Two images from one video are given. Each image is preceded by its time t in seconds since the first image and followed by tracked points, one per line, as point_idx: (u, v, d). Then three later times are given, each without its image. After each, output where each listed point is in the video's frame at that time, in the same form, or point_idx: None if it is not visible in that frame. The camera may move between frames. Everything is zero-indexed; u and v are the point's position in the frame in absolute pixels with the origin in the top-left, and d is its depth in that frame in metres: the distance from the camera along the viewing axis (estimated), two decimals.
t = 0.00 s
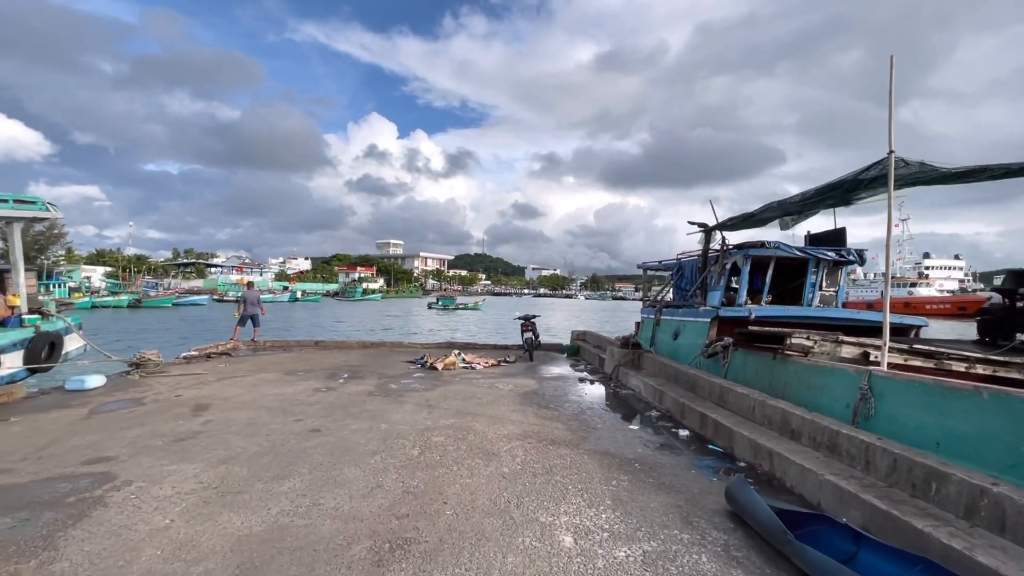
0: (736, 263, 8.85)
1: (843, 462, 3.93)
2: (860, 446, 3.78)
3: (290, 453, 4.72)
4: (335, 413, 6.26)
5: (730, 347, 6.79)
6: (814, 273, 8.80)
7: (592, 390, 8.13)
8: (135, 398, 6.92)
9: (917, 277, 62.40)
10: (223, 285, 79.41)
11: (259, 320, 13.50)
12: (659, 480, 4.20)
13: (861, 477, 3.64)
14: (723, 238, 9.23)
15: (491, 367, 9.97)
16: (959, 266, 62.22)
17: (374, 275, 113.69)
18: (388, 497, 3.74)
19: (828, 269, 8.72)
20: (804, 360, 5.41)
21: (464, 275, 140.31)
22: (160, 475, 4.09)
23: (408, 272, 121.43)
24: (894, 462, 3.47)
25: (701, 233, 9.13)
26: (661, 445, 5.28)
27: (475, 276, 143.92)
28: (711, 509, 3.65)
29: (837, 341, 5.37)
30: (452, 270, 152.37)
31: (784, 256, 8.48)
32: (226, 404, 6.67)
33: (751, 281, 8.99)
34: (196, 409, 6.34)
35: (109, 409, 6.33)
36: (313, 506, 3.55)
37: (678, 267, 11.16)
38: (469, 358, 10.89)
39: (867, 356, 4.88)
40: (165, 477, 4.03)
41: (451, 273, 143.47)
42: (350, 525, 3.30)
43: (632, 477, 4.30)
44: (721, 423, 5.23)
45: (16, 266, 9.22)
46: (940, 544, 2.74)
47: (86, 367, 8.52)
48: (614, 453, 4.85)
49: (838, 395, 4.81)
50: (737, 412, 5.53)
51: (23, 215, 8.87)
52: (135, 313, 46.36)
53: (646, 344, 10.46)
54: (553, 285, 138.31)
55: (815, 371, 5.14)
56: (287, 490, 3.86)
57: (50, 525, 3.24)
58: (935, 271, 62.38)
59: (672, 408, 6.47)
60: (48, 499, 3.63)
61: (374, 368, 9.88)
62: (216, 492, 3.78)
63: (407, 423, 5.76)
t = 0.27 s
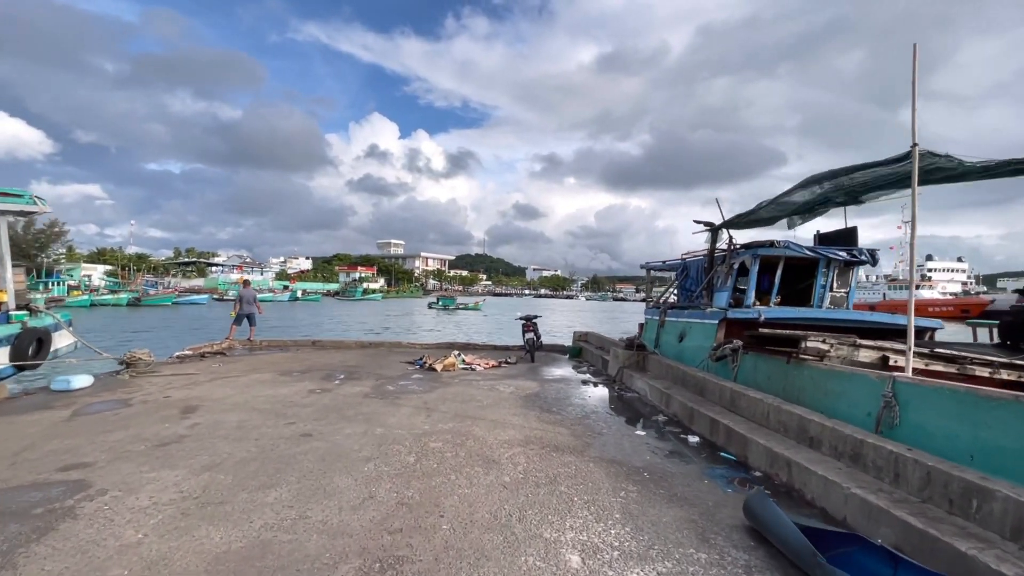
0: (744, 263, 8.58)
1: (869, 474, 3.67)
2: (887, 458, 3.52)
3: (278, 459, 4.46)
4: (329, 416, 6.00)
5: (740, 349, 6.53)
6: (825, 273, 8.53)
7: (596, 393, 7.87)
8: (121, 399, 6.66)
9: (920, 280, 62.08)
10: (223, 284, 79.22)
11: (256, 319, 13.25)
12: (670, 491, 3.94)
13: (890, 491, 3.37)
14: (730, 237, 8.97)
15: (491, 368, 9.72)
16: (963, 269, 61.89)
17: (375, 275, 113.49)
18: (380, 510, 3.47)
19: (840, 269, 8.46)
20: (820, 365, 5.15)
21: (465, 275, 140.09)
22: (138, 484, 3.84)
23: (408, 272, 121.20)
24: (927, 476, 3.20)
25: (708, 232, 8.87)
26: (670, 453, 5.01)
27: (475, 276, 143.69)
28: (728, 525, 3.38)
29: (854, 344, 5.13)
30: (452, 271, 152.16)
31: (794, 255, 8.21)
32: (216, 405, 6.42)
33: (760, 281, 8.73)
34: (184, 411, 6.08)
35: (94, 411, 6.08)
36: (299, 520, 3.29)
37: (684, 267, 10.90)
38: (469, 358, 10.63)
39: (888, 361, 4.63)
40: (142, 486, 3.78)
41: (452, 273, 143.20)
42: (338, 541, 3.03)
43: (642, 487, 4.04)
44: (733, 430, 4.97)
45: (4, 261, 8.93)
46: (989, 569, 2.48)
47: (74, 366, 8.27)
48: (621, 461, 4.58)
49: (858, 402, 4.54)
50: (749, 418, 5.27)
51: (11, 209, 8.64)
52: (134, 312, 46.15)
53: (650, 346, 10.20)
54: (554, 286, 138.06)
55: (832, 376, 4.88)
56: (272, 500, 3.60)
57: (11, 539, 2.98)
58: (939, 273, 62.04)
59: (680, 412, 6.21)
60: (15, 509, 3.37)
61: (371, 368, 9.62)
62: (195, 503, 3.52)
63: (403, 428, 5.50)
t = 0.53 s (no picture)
0: (753, 263, 8.30)
1: (900, 492, 3.40)
2: (921, 476, 3.25)
3: (265, 470, 4.20)
4: (322, 423, 5.73)
5: (751, 354, 6.25)
6: (837, 274, 8.25)
7: (600, 398, 7.59)
8: (107, 403, 6.40)
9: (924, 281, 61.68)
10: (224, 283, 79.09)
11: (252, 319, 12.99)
12: (684, 509, 3.67)
13: (927, 513, 3.10)
14: (738, 237, 8.69)
15: (492, 371, 9.44)
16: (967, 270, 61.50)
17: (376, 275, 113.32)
18: (371, 530, 3.20)
19: (852, 270, 8.18)
20: (839, 372, 4.88)
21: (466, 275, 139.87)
22: (112, 499, 3.57)
23: (410, 272, 121.00)
24: (968, 497, 2.94)
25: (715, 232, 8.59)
26: (681, 464, 4.74)
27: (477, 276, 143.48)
28: (750, 549, 3.10)
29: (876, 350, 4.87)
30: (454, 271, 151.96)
31: (805, 256, 7.92)
32: (205, 410, 6.16)
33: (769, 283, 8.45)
34: (171, 417, 5.82)
35: (77, 416, 5.81)
36: (282, 541, 3.02)
37: (690, 267, 10.62)
38: (469, 361, 10.36)
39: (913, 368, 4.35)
40: (117, 502, 3.51)
41: (453, 273, 142.93)
42: (322, 568, 2.76)
43: (653, 503, 3.77)
44: (748, 441, 4.69)
45: None
46: None
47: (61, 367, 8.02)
48: (630, 474, 4.31)
49: (882, 413, 4.28)
50: (764, 428, 5.00)
51: None
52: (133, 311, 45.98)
53: (656, 348, 9.92)
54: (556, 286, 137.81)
55: (853, 384, 4.61)
56: (255, 518, 3.33)
57: None
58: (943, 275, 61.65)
59: (690, 419, 5.93)
60: None
61: (369, 371, 9.36)
62: (171, 521, 3.25)
63: (399, 436, 5.23)
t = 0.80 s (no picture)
0: (762, 262, 8.02)
1: (934, 507, 3.14)
2: (959, 491, 2.99)
3: (251, 480, 3.95)
4: (314, 427, 5.48)
5: (764, 356, 5.98)
6: (849, 272, 7.96)
7: (605, 401, 7.33)
8: (93, 407, 6.16)
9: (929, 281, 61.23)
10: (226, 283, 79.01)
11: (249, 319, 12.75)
12: (699, 525, 3.41)
13: (966, 532, 2.84)
14: (746, 234, 8.41)
15: (493, 373, 9.18)
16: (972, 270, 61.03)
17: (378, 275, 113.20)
18: (360, 548, 2.95)
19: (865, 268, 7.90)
20: (859, 375, 4.60)
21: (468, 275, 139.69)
22: (84, 512, 3.33)
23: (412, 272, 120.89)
24: (1015, 516, 2.68)
25: (723, 229, 8.32)
26: (693, 473, 4.48)
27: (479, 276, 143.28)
28: (773, 570, 2.85)
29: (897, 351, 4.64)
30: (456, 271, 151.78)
31: (816, 254, 7.64)
32: (194, 414, 5.92)
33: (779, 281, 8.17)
34: (158, 420, 5.58)
35: (60, 420, 5.58)
36: (261, 561, 2.78)
37: (696, 265, 10.34)
38: (470, 362, 10.11)
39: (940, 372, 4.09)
40: (89, 516, 3.27)
41: (455, 273, 142.79)
42: None
43: (665, 518, 3.51)
44: (763, 449, 4.42)
45: None
46: None
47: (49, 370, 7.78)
48: (638, 485, 4.05)
49: (908, 420, 4.01)
50: (779, 435, 4.73)
51: None
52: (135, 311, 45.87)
53: (661, 349, 9.66)
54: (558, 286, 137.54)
55: (876, 389, 4.33)
56: (235, 534, 3.08)
57: None
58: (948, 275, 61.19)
59: (700, 424, 5.67)
60: None
61: (367, 372, 9.11)
62: (144, 538, 3.01)
63: (395, 442, 4.98)
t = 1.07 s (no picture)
0: (773, 261, 7.74)
1: (978, 529, 2.87)
2: (1008, 512, 2.71)
3: (236, 494, 3.71)
4: (308, 435, 5.23)
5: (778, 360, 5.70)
6: (865, 272, 7.67)
7: (611, 407, 7.05)
8: (79, 413, 5.92)
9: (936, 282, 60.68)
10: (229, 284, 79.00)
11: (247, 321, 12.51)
12: (717, 547, 3.14)
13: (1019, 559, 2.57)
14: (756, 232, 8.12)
15: (495, 376, 8.91)
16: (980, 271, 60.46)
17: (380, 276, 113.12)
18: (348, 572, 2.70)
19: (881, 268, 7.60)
20: (884, 382, 4.32)
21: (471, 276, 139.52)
22: (53, 531, 3.08)
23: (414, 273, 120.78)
24: None
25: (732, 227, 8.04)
26: (707, 487, 4.21)
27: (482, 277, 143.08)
28: None
29: (923, 356, 4.30)
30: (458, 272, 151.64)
31: (831, 253, 7.35)
32: (183, 420, 5.67)
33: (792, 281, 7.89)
34: (145, 428, 5.34)
35: (43, 427, 5.34)
36: None
37: (704, 265, 10.05)
38: (472, 365, 9.84)
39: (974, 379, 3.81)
40: (57, 536, 3.02)
41: (458, 274, 142.64)
42: None
43: (681, 538, 3.24)
44: (783, 461, 4.14)
45: None
46: None
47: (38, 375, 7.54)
48: (650, 500, 3.78)
49: (941, 431, 3.73)
50: (799, 445, 4.45)
51: None
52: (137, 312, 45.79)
53: (668, 352, 9.38)
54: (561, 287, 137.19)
55: (904, 397, 4.05)
56: (213, 556, 2.83)
57: None
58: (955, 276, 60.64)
59: (712, 433, 5.39)
60: None
61: (365, 376, 8.86)
62: (113, 561, 2.76)
63: (391, 452, 4.72)
